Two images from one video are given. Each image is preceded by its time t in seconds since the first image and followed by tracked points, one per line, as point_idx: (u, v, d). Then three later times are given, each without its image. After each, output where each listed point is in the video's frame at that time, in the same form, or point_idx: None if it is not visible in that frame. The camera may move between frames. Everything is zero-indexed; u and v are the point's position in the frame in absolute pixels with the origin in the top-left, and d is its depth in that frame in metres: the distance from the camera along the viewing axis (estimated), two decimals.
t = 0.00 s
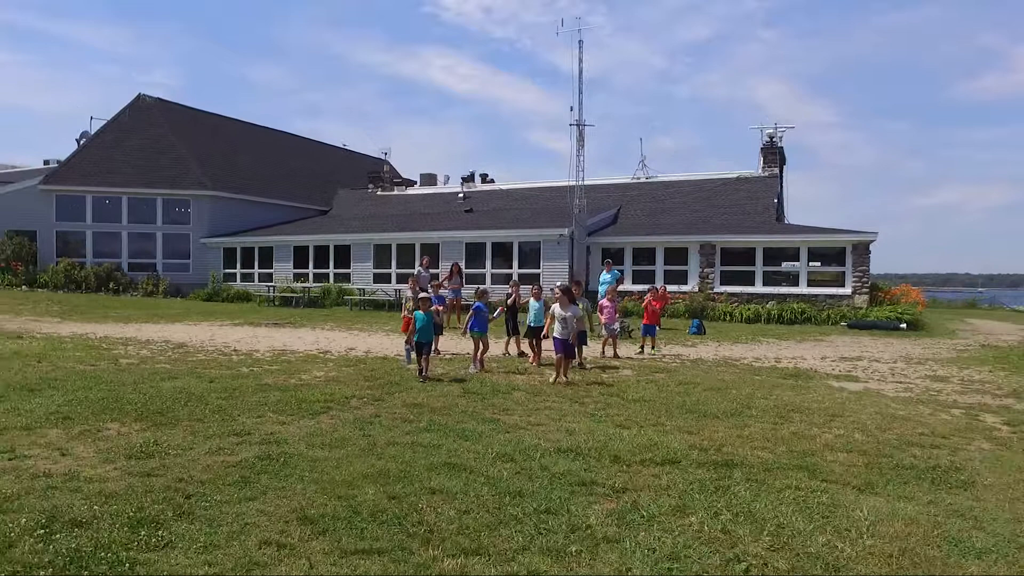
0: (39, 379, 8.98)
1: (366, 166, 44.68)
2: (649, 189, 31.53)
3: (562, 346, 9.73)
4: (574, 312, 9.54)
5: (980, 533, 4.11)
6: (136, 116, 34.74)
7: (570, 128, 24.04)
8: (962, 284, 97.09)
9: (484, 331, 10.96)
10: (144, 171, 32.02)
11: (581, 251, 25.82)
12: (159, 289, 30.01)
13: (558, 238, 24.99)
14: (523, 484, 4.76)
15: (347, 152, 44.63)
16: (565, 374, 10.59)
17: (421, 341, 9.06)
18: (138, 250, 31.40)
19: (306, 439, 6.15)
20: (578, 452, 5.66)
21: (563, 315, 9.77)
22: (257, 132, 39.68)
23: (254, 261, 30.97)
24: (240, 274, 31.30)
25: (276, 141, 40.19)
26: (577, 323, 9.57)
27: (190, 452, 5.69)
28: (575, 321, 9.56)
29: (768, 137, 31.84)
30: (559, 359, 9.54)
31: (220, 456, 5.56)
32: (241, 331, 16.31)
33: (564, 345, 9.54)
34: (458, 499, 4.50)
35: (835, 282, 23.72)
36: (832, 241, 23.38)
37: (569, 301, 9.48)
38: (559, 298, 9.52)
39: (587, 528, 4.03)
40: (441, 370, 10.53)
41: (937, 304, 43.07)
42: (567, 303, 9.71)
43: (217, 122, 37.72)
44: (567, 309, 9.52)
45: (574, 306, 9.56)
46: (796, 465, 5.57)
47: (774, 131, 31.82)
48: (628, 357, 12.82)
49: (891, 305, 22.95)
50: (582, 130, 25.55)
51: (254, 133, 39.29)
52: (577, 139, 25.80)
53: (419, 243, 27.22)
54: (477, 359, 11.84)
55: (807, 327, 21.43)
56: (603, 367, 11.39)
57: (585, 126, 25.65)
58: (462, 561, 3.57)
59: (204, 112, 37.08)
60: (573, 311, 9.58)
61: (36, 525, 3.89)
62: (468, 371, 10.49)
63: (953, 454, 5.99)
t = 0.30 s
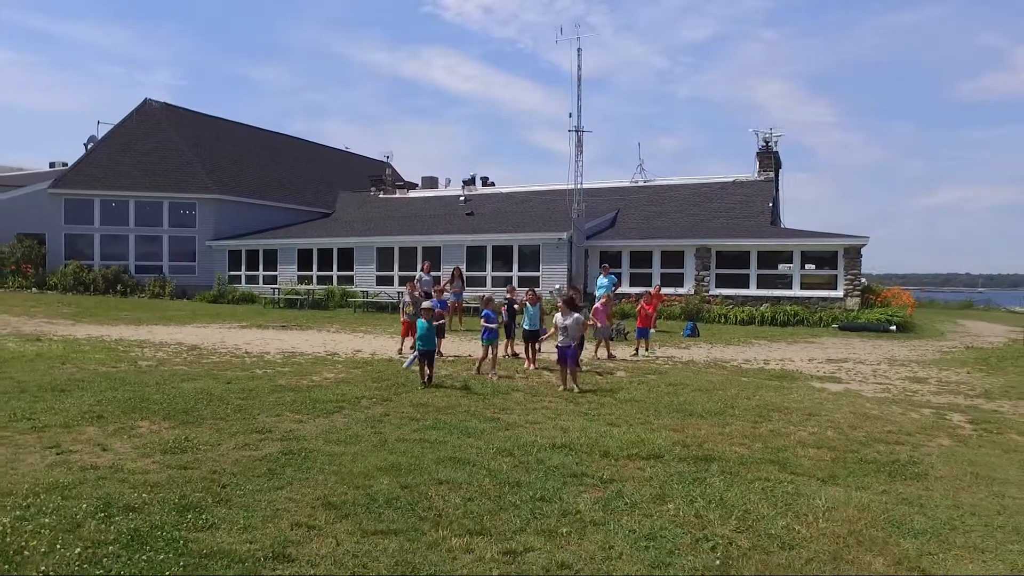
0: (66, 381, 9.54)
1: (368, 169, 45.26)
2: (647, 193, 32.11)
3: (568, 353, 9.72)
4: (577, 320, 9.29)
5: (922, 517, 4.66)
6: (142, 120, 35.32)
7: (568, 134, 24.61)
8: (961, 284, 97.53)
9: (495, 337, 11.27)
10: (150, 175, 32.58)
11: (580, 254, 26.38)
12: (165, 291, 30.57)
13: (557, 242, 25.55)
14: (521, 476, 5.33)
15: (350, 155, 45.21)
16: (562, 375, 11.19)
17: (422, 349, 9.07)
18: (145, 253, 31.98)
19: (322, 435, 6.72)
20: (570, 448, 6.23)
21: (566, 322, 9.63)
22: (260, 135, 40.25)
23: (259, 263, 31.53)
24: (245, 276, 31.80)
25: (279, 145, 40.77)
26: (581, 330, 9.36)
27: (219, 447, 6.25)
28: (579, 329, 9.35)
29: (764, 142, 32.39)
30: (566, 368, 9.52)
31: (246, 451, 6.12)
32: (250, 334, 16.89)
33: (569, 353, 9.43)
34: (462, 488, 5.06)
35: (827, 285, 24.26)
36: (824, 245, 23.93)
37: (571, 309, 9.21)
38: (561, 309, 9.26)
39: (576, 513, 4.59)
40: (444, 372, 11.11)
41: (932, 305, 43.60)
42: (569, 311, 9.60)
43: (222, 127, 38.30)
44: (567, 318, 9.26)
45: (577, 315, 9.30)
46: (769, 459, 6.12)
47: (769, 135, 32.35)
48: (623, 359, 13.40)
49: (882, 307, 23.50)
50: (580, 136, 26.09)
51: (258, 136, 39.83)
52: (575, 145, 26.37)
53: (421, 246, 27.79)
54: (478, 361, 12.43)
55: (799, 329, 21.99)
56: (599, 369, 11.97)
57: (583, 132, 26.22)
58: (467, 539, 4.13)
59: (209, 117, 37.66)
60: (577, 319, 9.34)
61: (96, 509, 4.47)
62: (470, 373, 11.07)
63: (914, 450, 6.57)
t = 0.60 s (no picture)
0: (79, 384, 9.83)
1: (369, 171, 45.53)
2: (646, 195, 32.39)
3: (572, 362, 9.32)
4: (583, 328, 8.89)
5: (901, 515, 4.93)
6: (146, 123, 35.61)
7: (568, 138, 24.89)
8: (960, 284, 97.77)
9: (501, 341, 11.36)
10: (153, 178, 32.85)
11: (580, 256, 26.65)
12: (169, 293, 30.84)
13: (557, 244, 25.80)
14: (521, 476, 5.60)
15: (351, 157, 45.49)
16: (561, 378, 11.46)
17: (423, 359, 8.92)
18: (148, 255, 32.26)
19: (329, 437, 6.99)
20: (568, 450, 6.50)
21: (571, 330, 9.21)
22: (262, 138, 40.54)
23: (262, 265, 31.78)
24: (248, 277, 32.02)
25: (281, 147, 41.05)
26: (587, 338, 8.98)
27: (232, 449, 6.53)
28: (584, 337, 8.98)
29: (762, 144, 32.65)
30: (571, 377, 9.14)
31: (258, 453, 6.39)
32: (255, 336, 17.18)
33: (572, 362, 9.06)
34: (466, 488, 5.32)
35: (824, 287, 24.50)
36: (821, 248, 24.18)
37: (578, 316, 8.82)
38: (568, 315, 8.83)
39: (574, 511, 4.86)
40: (446, 375, 11.39)
41: (930, 305, 43.89)
42: (575, 319, 9.15)
43: (225, 129, 38.57)
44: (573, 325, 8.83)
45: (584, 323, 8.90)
46: (759, 461, 6.39)
47: (767, 138, 32.62)
48: (622, 362, 13.67)
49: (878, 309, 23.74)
50: (580, 139, 26.39)
51: (260, 139, 40.10)
52: (575, 148, 26.65)
53: (422, 249, 28.07)
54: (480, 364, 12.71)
55: (796, 331, 22.23)
56: (598, 371, 12.24)
57: (582, 136, 26.51)
58: (471, 536, 4.39)
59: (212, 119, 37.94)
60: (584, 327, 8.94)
61: (120, 507, 4.73)
62: (472, 376, 11.34)
63: (899, 452, 6.83)
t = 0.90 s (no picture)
0: (84, 386, 9.92)
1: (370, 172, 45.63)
2: (646, 197, 32.49)
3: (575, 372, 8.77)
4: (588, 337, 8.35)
5: (895, 518, 5.03)
6: (148, 125, 35.72)
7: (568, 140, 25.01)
8: (961, 284, 98.03)
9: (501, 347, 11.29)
10: (155, 179, 32.94)
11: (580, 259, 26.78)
12: (170, 294, 30.93)
13: (557, 246, 25.90)
14: (522, 479, 5.70)
15: (352, 158, 45.59)
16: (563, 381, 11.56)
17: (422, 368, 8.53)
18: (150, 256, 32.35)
19: (333, 441, 7.07)
20: (569, 452, 6.59)
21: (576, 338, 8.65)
22: (263, 139, 40.63)
23: (263, 266, 31.86)
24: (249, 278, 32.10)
25: (282, 148, 41.15)
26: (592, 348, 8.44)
27: (237, 452, 6.62)
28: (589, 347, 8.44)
29: (762, 146, 32.75)
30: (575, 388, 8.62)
31: (263, 456, 6.48)
32: (257, 338, 17.29)
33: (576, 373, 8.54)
34: (468, 491, 5.41)
35: (824, 289, 24.59)
36: (820, 250, 24.28)
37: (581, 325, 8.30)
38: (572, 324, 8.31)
39: (575, 514, 4.95)
40: (447, 378, 11.50)
41: (929, 306, 44.03)
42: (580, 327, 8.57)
43: (226, 131, 38.67)
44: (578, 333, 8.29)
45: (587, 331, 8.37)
46: (757, 464, 6.48)
47: (767, 140, 32.71)
48: (622, 363, 13.78)
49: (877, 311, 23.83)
50: (580, 141, 26.50)
51: (261, 140, 40.18)
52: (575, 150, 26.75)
53: (422, 250, 28.18)
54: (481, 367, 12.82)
55: (795, 333, 22.32)
56: (599, 373, 12.35)
57: (582, 138, 26.61)
58: (474, 539, 4.48)
59: (213, 121, 38.04)
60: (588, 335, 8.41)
61: (130, 511, 4.83)
62: (473, 379, 11.45)
63: (895, 455, 6.94)
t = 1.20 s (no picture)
0: (92, 382, 10.09)
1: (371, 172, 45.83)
2: (646, 197, 32.66)
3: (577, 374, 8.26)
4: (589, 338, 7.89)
5: (882, 506, 5.21)
6: (150, 125, 35.91)
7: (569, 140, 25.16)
8: (962, 284, 98.22)
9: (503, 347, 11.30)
10: (157, 179, 33.12)
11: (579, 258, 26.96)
12: (172, 293, 31.12)
13: (557, 245, 26.08)
14: (522, 469, 5.89)
15: (353, 158, 45.78)
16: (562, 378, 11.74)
17: (423, 370, 7.93)
18: (152, 255, 32.54)
19: (337, 433, 7.25)
20: (567, 444, 6.78)
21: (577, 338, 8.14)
22: (264, 139, 40.79)
23: (264, 265, 32.03)
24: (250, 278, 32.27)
25: (283, 148, 41.33)
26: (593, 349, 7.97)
27: (245, 444, 6.81)
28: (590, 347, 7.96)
29: (761, 146, 32.90)
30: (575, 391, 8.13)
31: (269, 448, 6.66)
32: (260, 336, 17.49)
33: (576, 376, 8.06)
34: (469, 480, 5.60)
35: (822, 288, 24.77)
36: (818, 249, 24.45)
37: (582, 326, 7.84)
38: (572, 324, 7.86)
39: (572, 501, 5.14)
40: (448, 375, 11.70)
41: (928, 305, 44.15)
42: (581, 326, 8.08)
43: (227, 131, 38.84)
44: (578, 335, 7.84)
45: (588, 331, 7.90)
46: (750, 455, 6.67)
47: (766, 140, 32.86)
48: (621, 361, 13.96)
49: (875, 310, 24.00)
50: (580, 142, 26.65)
51: (262, 140, 40.35)
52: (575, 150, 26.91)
53: (423, 249, 28.36)
54: (482, 364, 13.01)
55: (793, 331, 22.50)
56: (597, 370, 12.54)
57: (582, 138, 26.76)
58: (475, 524, 4.66)
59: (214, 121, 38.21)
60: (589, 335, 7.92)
61: (144, 497, 5.02)
62: (473, 376, 11.65)
63: (886, 447, 7.13)
